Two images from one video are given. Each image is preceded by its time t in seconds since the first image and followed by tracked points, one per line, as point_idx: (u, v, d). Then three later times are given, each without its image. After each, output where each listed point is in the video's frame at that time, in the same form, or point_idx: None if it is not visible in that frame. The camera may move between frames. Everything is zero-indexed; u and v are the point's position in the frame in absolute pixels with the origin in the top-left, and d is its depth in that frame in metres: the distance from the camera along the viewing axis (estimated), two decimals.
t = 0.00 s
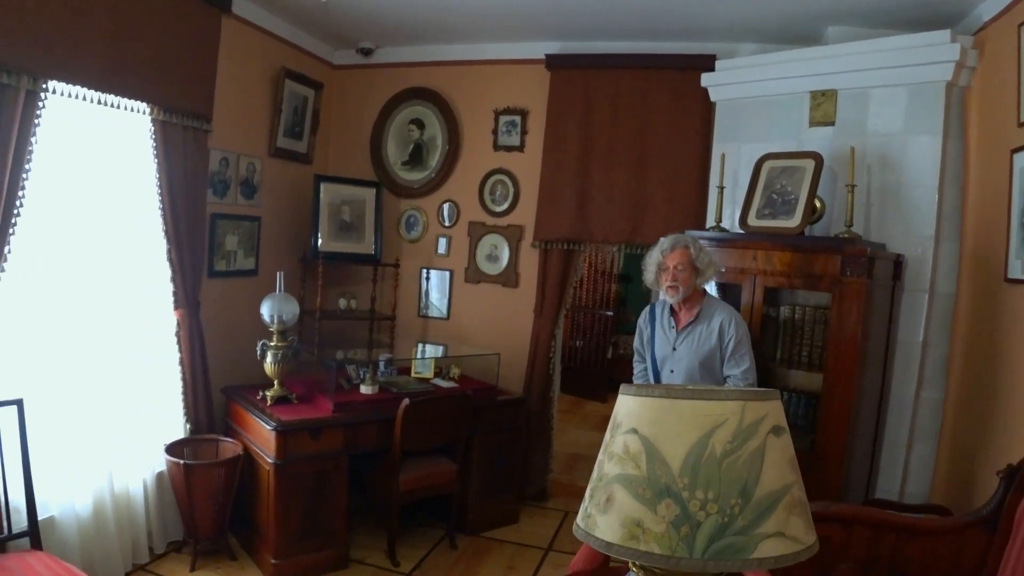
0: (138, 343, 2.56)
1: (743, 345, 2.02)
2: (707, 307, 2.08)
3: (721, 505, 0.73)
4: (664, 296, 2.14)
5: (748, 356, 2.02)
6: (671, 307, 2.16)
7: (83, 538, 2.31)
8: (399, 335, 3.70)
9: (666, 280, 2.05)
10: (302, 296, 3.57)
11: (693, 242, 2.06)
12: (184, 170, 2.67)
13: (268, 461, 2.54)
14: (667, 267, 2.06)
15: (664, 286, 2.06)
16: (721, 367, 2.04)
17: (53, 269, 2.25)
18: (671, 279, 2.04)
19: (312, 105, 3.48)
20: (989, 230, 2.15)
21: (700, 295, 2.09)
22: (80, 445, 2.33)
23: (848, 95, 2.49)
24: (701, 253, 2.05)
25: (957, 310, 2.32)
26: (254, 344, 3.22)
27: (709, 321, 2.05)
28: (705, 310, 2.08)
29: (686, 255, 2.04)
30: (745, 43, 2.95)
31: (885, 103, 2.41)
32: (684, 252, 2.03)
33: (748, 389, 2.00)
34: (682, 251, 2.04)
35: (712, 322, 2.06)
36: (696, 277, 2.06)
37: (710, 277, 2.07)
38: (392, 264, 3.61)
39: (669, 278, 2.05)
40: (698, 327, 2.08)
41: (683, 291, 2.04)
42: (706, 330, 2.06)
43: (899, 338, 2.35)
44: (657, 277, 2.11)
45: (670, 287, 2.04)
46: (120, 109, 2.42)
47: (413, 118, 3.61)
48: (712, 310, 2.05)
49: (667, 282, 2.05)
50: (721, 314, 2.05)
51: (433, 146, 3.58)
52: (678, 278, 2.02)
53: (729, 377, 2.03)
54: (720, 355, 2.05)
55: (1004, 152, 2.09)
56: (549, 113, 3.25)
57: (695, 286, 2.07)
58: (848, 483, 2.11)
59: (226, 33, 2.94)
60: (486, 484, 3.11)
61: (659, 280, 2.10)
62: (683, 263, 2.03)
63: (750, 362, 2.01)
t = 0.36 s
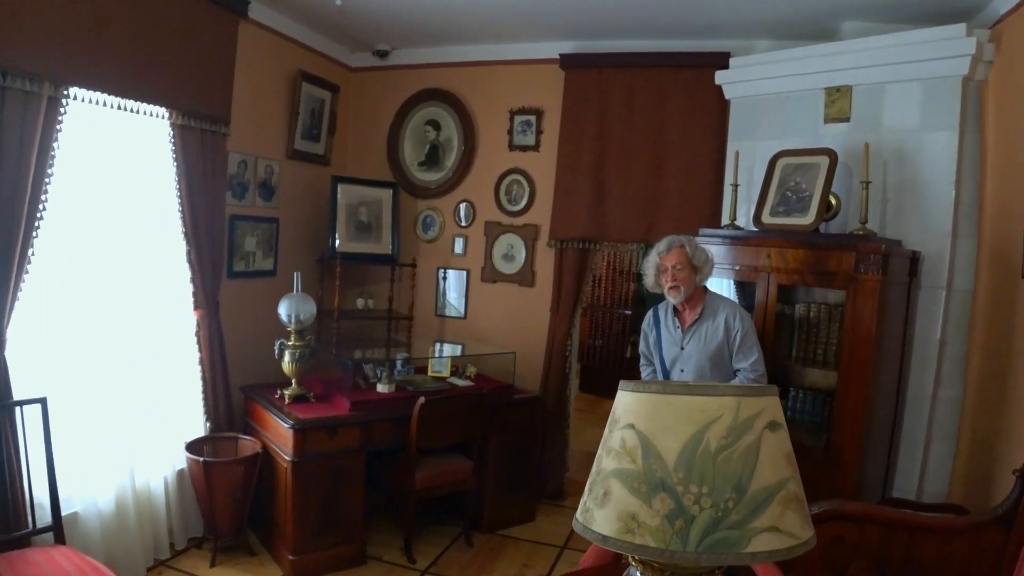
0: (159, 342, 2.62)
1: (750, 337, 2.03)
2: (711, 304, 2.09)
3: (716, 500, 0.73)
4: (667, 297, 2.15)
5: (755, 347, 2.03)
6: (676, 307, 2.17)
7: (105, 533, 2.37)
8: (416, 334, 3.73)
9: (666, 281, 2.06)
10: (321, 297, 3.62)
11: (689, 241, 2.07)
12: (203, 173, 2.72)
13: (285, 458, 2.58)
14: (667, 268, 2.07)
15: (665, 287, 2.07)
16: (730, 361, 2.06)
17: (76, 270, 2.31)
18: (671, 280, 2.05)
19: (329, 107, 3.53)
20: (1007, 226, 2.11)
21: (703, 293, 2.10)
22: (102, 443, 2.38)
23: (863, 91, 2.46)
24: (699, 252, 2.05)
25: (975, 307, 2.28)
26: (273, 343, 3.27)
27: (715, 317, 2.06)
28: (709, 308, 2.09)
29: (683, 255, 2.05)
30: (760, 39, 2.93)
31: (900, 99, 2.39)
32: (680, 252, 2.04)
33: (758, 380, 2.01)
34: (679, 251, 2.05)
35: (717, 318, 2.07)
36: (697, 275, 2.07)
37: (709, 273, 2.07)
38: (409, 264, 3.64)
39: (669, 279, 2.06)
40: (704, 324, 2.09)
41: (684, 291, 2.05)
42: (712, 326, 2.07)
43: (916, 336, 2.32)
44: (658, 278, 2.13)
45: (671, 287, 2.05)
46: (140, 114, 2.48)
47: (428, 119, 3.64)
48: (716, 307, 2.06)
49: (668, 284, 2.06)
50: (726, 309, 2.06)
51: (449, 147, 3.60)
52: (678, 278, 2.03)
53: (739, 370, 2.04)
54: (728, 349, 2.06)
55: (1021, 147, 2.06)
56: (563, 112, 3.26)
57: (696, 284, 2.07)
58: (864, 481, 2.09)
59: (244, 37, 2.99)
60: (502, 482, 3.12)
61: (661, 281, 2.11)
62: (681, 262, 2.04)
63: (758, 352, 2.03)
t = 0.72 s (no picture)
0: (183, 341, 2.68)
1: (770, 338, 2.01)
2: (733, 302, 2.08)
3: (711, 495, 0.74)
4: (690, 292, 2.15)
5: (776, 349, 2.02)
6: (698, 303, 2.17)
7: (128, 527, 2.43)
8: (436, 334, 3.76)
9: (689, 274, 2.07)
10: (341, 297, 3.66)
11: (714, 236, 2.08)
12: (225, 175, 2.78)
13: (305, 455, 2.62)
14: (690, 261, 2.08)
15: (687, 280, 2.08)
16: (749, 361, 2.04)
17: (101, 271, 2.37)
18: (694, 272, 2.06)
19: (349, 110, 3.57)
20: None
21: (726, 289, 2.09)
22: (126, 439, 2.44)
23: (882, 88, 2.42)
24: (723, 247, 2.06)
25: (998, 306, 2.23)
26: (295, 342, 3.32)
27: (736, 316, 2.05)
28: (731, 305, 2.08)
29: (707, 248, 2.05)
30: (778, 36, 2.90)
31: (919, 94, 2.35)
32: (705, 245, 2.05)
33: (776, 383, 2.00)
34: (704, 244, 2.06)
35: (738, 316, 2.06)
36: (720, 271, 2.06)
37: (733, 269, 2.06)
38: (429, 264, 3.67)
39: (692, 272, 2.07)
40: (725, 322, 2.08)
41: (706, 285, 2.05)
42: (733, 325, 2.06)
43: (937, 335, 2.28)
44: (682, 272, 2.14)
45: (693, 280, 2.06)
46: (163, 118, 2.53)
47: (447, 120, 3.66)
48: (738, 305, 2.05)
49: (689, 276, 2.07)
50: (748, 308, 2.04)
51: (468, 147, 3.62)
52: (700, 271, 2.04)
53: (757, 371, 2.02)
54: (748, 349, 2.04)
55: None
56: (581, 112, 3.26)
57: (719, 279, 2.07)
58: (883, 482, 2.06)
59: (264, 42, 3.04)
60: (519, 481, 3.13)
61: (684, 274, 2.12)
62: (704, 256, 2.05)
63: (778, 354, 2.01)
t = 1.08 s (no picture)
0: (207, 341, 2.74)
1: (809, 344, 1.94)
2: (775, 303, 2.02)
3: (708, 489, 0.78)
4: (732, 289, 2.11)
5: (814, 356, 1.94)
6: (739, 301, 2.12)
7: (154, 523, 2.49)
8: (456, 333, 3.79)
9: (730, 272, 2.03)
10: (363, 297, 3.70)
11: (760, 236, 2.02)
12: (247, 179, 2.84)
13: (326, 453, 2.66)
14: (732, 259, 2.04)
15: (729, 278, 2.04)
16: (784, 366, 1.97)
17: (127, 273, 2.43)
18: (735, 271, 2.02)
19: (370, 112, 3.61)
20: None
21: (769, 290, 2.04)
22: (152, 436, 2.50)
23: (902, 82, 2.38)
24: (768, 247, 2.00)
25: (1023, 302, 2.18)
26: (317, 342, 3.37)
27: (775, 317, 1.99)
28: (772, 307, 2.02)
29: (752, 247, 2.00)
30: (797, 31, 2.87)
31: (940, 88, 2.30)
32: (748, 244, 2.01)
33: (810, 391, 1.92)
34: (748, 243, 2.01)
35: (778, 318, 2.00)
36: (763, 271, 2.01)
37: (777, 270, 2.00)
38: (449, 263, 3.70)
39: (733, 270, 2.03)
40: (764, 323, 2.02)
41: (748, 284, 2.00)
42: (771, 326, 2.00)
43: (960, 332, 2.24)
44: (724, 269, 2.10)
45: (734, 279, 2.02)
46: (184, 122, 2.60)
47: (467, 120, 3.69)
48: (779, 307, 1.98)
49: (731, 275, 2.03)
50: (788, 311, 1.97)
51: (487, 147, 3.64)
52: (742, 270, 2.00)
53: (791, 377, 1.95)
54: (784, 353, 1.98)
55: None
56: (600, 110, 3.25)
57: (762, 280, 2.02)
58: (904, 481, 2.03)
59: (285, 46, 3.09)
60: (539, 479, 3.14)
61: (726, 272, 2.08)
62: (747, 255, 2.00)
63: (816, 362, 1.93)
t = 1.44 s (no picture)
0: (230, 341, 2.81)
1: (850, 350, 1.87)
2: (814, 306, 1.96)
3: (702, 482, 0.81)
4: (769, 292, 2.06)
5: (855, 362, 1.88)
6: (776, 303, 2.07)
7: (179, 519, 2.56)
8: (477, 333, 3.81)
9: (768, 277, 1.99)
10: (383, 298, 3.75)
11: (799, 237, 1.97)
12: (269, 183, 2.91)
13: (347, 452, 2.70)
14: (770, 262, 1.99)
15: (766, 283, 2.00)
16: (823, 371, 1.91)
17: (151, 277, 2.50)
18: (773, 275, 1.98)
19: (389, 114, 3.66)
20: None
21: (809, 293, 1.98)
22: (177, 435, 2.57)
23: (919, 75, 2.35)
24: (807, 249, 1.95)
25: None
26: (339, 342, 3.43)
27: (815, 321, 1.93)
28: (811, 310, 1.97)
29: (790, 250, 1.96)
30: (814, 26, 2.85)
31: (958, 81, 2.27)
32: (786, 247, 1.96)
33: (851, 399, 1.85)
34: (786, 246, 1.96)
35: (817, 322, 1.94)
36: (802, 274, 1.96)
37: (817, 273, 1.94)
38: (469, 263, 3.73)
39: (771, 274, 1.98)
40: (803, 326, 1.97)
41: (786, 289, 1.96)
42: (811, 330, 1.95)
43: (981, 328, 2.21)
44: (761, 272, 2.05)
45: (772, 283, 1.98)
46: (207, 129, 2.66)
47: (485, 122, 3.71)
48: (818, 310, 1.93)
49: (768, 279, 1.99)
50: (828, 315, 1.92)
51: (505, 148, 3.67)
52: (780, 275, 1.95)
53: (831, 383, 1.90)
54: (824, 358, 1.92)
55: None
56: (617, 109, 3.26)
57: (801, 283, 1.97)
58: (923, 479, 2.01)
59: (305, 52, 3.15)
60: (558, 478, 3.15)
61: (763, 275, 2.03)
62: (785, 258, 1.95)
63: (857, 369, 1.87)
